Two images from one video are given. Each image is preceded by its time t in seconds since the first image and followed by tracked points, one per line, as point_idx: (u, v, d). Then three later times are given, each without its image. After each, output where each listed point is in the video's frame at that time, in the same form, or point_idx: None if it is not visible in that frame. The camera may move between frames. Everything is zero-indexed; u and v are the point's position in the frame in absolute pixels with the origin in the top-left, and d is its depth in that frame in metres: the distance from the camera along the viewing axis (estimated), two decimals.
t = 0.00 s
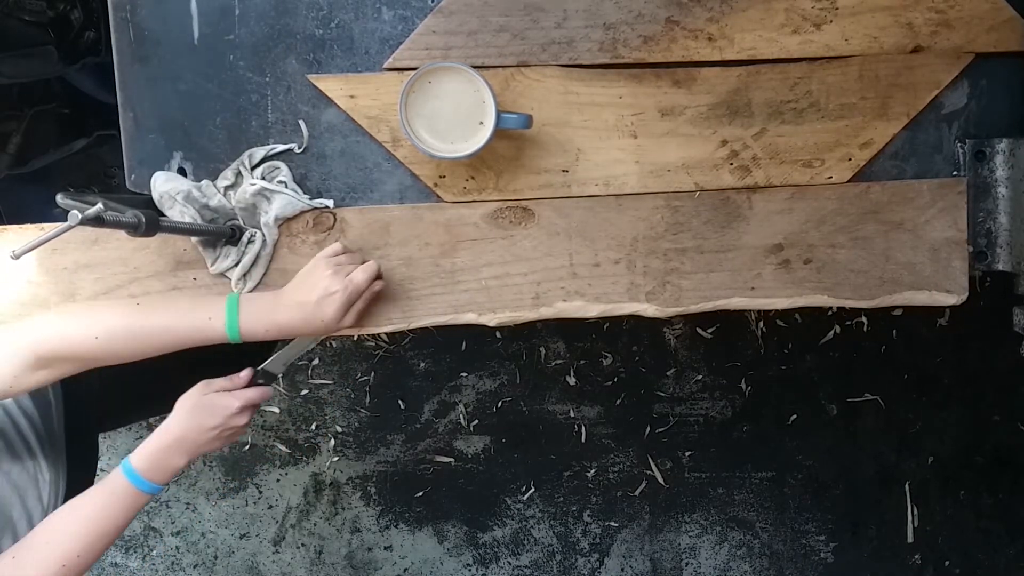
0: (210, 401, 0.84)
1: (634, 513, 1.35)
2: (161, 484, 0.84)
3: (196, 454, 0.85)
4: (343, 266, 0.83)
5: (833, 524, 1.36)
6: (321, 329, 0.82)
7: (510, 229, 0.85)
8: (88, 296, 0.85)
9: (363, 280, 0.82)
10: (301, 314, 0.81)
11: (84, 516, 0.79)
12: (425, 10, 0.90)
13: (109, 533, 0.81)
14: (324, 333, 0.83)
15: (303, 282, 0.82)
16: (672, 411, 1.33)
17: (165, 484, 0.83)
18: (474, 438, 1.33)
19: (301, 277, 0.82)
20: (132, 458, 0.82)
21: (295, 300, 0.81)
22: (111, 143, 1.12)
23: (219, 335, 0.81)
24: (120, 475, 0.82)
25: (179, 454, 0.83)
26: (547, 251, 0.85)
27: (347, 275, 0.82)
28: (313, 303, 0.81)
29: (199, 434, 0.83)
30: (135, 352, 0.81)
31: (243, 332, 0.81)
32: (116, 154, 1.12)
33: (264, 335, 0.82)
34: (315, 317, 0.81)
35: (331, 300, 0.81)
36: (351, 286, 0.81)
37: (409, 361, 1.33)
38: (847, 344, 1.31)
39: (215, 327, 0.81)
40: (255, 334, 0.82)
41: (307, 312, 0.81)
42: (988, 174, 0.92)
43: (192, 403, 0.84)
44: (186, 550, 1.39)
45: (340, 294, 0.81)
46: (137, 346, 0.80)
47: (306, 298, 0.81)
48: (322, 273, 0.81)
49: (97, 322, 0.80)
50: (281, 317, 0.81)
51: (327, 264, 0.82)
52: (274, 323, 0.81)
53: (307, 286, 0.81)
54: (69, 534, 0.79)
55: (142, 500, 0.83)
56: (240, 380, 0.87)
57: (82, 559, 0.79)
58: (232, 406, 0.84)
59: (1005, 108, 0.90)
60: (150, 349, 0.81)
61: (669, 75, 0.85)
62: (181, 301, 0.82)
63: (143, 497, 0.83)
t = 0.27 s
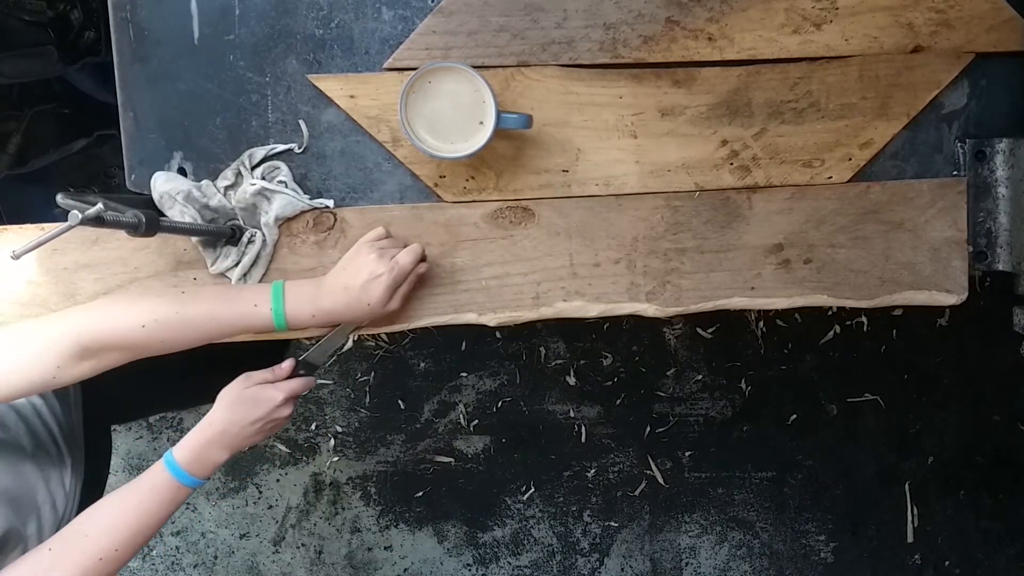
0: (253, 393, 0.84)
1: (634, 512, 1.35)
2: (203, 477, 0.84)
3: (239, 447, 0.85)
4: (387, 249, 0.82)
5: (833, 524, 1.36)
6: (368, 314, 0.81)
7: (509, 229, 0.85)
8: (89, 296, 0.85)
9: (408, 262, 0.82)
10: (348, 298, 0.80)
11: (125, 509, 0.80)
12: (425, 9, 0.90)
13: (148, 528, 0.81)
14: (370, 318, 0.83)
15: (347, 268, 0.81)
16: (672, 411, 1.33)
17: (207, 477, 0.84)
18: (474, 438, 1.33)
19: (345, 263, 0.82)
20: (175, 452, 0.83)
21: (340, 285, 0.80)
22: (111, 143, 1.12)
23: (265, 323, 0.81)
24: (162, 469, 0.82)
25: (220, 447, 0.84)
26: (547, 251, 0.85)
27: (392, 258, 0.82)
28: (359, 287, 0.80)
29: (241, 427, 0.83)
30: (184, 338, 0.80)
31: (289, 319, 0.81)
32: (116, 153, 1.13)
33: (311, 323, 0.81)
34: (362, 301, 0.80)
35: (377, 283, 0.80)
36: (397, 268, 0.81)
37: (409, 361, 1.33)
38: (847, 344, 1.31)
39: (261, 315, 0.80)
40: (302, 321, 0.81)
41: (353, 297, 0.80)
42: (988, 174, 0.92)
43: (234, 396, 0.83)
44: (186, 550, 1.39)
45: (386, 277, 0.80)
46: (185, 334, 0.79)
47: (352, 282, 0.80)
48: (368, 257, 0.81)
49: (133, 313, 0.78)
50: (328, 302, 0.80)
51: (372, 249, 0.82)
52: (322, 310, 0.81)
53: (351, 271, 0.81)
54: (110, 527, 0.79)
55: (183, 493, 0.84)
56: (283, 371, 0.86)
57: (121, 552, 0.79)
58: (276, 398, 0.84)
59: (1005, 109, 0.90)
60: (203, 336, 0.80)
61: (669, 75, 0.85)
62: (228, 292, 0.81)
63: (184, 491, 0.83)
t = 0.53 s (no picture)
0: (305, 386, 0.86)
1: (634, 512, 1.35)
2: (250, 472, 0.83)
3: (288, 442, 0.86)
4: (425, 229, 0.83)
5: (833, 524, 1.36)
6: (416, 293, 0.82)
7: (509, 229, 0.85)
8: (88, 297, 0.85)
9: (449, 239, 0.82)
10: (394, 279, 0.80)
11: (171, 499, 0.78)
12: (425, 10, 0.90)
13: (191, 520, 0.79)
14: (416, 298, 0.83)
15: (386, 250, 0.81)
16: (672, 411, 1.33)
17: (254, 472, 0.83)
18: (474, 438, 1.33)
19: (383, 246, 0.82)
20: (224, 444, 0.82)
21: (383, 267, 0.81)
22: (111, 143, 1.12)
23: (309, 311, 0.80)
24: (211, 459, 0.81)
25: (270, 441, 0.84)
26: (547, 251, 0.85)
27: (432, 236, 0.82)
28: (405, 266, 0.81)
29: (294, 418, 0.85)
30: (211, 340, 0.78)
31: (334, 305, 0.80)
32: (116, 153, 1.13)
33: (358, 309, 0.81)
34: (410, 279, 0.81)
35: (421, 261, 0.81)
36: (439, 246, 0.82)
37: (409, 361, 1.33)
38: (847, 344, 1.31)
39: (305, 304, 0.79)
40: (348, 307, 0.81)
41: (401, 276, 0.80)
42: (988, 174, 0.92)
43: (287, 389, 0.85)
44: (186, 550, 1.39)
45: (430, 254, 0.81)
46: (208, 335, 0.78)
47: (395, 262, 0.81)
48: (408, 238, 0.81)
49: (151, 315, 0.76)
50: (374, 286, 0.80)
51: (410, 230, 0.82)
52: (365, 293, 0.80)
53: (393, 252, 0.81)
54: (151, 517, 0.77)
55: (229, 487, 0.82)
56: (332, 364, 0.89)
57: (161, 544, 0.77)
58: (327, 390, 0.87)
59: (1005, 109, 0.90)
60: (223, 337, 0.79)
61: (669, 75, 0.85)
62: (255, 287, 0.80)
63: (231, 484, 0.82)
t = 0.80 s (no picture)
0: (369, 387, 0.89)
1: (634, 513, 1.35)
2: (314, 474, 0.86)
3: (351, 444, 0.89)
4: (488, 226, 0.83)
5: (834, 525, 1.35)
6: (474, 290, 0.82)
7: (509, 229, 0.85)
8: (88, 297, 0.85)
9: (512, 237, 0.82)
10: (454, 275, 0.81)
11: (235, 501, 0.80)
12: (425, 10, 0.90)
13: (257, 520, 0.81)
14: (478, 295, 0.83)
15: (449, 246, 0.82)
16: (672, 411, 1.33)
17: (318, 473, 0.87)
18: (474, 438, 1.33)
19: (446, 241, 0.82)
20: (290, 444, 0.86)
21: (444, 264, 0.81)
22: (111, 143, 1.12)
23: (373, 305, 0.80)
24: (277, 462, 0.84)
25: (336, 442, 0.87)
26: (546, 251, 0.85)
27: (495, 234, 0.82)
28: (465, 264, 0.81)
29: (356, 421, 0.88)
30: (260, 328, 0.78)
31: (395, 299, 0.81)
32: (116, 153, 1.13)
33: (416, 303, 0.82)
34: (468, 278, 0.81)
35: (483, 259, 0.81)
36: (502, 244, 0.82)
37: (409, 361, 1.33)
38: (847, 345, 1.31)
39: (369, 297, 0.80)
40: (408, 300, 0.81)
41: (459, 275, 0.81)
42: (987, 174, 0.92)
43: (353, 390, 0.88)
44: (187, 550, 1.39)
45: (491, 253, 0.81)
46: (262, 323, 0.78)
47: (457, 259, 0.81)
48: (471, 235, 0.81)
49: (179, 309, 0.76)
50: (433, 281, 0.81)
51: (475, 226, 0.82)
52: (425, 289, 0.81)
53: (456, 249, 0.81)
54: (220, 517, 0.79)
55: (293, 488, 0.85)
56: (395, 364, 0.91)
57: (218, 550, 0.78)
58: (391, 390, 0.89)
59: (1004, 110, 0.90)
60: (273, 327, 0.79)
61: (669, 75, 0.85)
62: (304, 280, 0.81)
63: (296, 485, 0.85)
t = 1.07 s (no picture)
0: (262, 412, 0.85)
1: (634, 513, 1.35)
2: (205, 502, 0.83)
3: (243, 470, 0.85)
4: (390, 254, 0.83)
5: (833, 525, 1.35)
6: (371, 319, 0.82)
7: (510, 229, 0.85)
8: (88, 297, 0.85)
9: (412, 267, 0.82)
10: (351, 304, 0.80)
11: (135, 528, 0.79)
12: (425, 10, 0.90)
13: (149, 553, 0.80)
14: (375, 323, 0.83)
15: (346, 274, 0.81)
16: (672, 411, 1.33)
17: (208, 502, 0.83)
18: (474, 438, 1.33)
19: (344, 269, 0.82)
20: (179, 476, 0.82)
21: (341, 293, 0.80)
22: (111, 143, 1.12)
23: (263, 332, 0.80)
24: (166, 494, 0.81)
25: (227, 471, 0.83)
26: (546, 250, 0.85)
27: (396, 264, 0.82)
28: (363, 293, 0.80)
29: (247, 449, 0.83)
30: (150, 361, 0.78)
31: (289, 328, 0.80)
32: (116, 153, 1.12)
33: (311, 331, 0.81)
34: (366, 307, 0.81)
35: (382, 288, 0.81)
36: (402, 274, 0.82)
37: (409, 361, 1.33)
38: (847, 345, 1.31)
39: (260, 326, 0.80)
40: (302, 329, 0.81)
41: (357, 304, 0.80)
42: (987, 174, 0.92)
43: (243, 416, 0.84)
44: (186, 550, 1.39)
45: (391, 283, 0.81)
46: (154, 356, 0.78)
47: (354, 287, 0.80)
48: (370, 264, 0.81)
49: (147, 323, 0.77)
50: (330, 308, 0.80)
51: (374, 255, 0.82)
52: (321, 318, 0.80)
53: (353, 277, 0.81)
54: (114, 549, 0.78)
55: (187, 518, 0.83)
56: (287, 388, 0.87)
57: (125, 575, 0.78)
58: (285, 415, 0.85)
59: (1004, 110, 0.91)
60: (173, 357, 0.79)
61: (669, 75, 0.85)
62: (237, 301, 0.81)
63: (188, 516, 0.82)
